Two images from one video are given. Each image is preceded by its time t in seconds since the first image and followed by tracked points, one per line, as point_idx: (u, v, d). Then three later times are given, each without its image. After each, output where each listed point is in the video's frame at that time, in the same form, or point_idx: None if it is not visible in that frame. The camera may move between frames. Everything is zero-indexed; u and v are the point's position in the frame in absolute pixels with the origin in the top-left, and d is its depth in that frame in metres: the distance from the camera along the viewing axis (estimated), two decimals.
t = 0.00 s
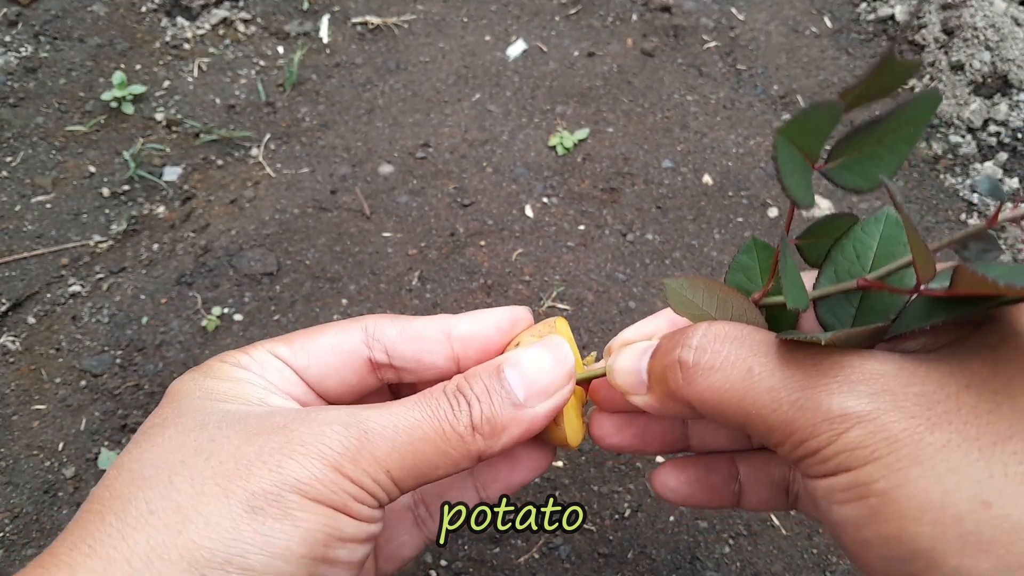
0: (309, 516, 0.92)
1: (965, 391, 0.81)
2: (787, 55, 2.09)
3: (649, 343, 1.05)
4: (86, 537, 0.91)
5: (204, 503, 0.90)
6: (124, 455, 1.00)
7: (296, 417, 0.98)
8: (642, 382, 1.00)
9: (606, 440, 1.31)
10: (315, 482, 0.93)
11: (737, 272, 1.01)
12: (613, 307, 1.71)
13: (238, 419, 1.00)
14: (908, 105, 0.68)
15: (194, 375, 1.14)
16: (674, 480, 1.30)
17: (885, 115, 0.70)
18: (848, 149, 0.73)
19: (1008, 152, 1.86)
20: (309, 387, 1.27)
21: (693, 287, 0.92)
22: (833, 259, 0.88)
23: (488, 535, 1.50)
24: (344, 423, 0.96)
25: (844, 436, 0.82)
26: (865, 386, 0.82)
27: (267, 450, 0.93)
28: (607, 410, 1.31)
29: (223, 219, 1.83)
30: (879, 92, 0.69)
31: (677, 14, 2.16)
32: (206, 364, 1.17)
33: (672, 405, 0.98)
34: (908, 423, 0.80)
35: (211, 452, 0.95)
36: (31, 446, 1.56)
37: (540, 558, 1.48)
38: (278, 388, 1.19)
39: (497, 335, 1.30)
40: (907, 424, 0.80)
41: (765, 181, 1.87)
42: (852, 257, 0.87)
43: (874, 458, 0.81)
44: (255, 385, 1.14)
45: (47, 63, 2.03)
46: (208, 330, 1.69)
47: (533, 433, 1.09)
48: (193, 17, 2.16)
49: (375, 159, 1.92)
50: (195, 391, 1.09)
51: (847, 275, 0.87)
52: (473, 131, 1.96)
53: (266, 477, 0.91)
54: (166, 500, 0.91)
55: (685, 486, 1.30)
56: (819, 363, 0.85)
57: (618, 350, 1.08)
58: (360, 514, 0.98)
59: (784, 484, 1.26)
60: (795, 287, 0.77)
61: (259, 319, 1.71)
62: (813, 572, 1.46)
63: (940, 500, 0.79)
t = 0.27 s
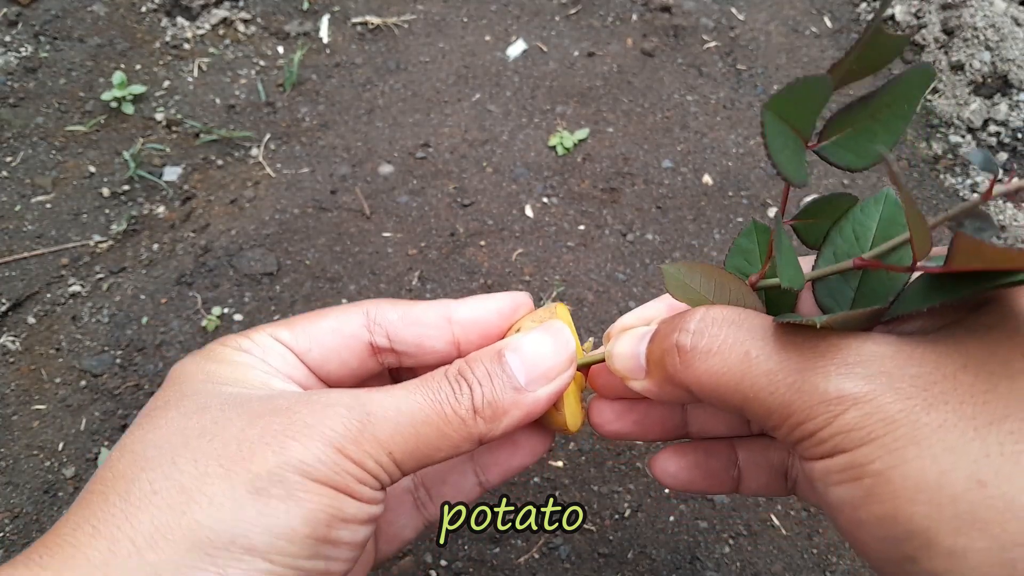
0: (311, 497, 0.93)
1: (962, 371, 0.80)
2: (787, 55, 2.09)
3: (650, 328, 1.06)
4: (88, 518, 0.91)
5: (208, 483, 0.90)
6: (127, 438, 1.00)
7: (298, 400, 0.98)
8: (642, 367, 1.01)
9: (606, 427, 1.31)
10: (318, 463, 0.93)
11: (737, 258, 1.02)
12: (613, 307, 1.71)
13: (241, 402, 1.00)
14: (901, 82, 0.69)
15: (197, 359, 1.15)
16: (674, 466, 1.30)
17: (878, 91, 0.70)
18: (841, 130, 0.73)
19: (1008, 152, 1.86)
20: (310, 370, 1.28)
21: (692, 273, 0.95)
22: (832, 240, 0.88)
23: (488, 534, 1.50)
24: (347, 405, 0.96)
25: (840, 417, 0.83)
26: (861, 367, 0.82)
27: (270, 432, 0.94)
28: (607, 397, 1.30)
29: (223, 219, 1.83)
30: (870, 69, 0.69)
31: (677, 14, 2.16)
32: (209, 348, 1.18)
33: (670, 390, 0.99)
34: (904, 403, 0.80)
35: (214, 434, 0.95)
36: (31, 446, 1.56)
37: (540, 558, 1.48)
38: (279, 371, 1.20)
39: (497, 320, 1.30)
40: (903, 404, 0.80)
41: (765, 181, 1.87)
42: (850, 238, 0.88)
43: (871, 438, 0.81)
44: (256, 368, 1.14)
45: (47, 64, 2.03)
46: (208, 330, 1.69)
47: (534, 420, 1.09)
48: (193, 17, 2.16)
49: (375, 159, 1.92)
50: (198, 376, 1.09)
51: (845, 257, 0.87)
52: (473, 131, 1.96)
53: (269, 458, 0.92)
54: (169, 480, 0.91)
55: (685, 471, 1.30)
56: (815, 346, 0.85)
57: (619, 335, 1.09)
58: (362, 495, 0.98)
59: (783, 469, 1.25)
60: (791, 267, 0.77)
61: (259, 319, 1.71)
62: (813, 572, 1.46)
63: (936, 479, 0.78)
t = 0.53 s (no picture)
0: (312, 488, 0.93)
1: (946, 352, 0.81)
2: (787, 55, 2.09)
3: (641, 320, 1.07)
4: (92, 508, 0.91)
5: (211, 475, 0.91)
6: (131, 431, 1.00)
7: (299, 393, 0.99)
8: (633, 358, 1.03)
9: (601, 418, 1.32)
10: (319, 454, 0.94)
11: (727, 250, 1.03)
12: (613, 307, 1.72)
13: (243, 395, 1.01)
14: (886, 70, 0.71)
15: (197, 352, 1.15)
16: (668, 452, 1.31)
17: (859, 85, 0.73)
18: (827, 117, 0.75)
19: (1008, 152, 1.87)
20: (310, 364, 1.28)
21: (679, 265, 0.93)
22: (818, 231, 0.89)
23: (488, 534, 1.51)
24: (348, 397, 0.97)
25: (826, 401, 0.84)
26: (846, 352, 0.84)
27: (272, 424, 0.95)
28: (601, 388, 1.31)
29: (223, 219, 1.83)
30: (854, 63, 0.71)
31: (677, 14, 2.16)
32: (208, 341, 1.18)
33: (662, 379, 1.01)
34: (888, 386, 0.81)
35: (216, 426, 0.96)
36: (31, 446, 1.56)
37: (540, 558, 1.48)
38: (279, 364, 1.20)
39: (494, 315, 1.31)
40: (887, 386, 0.81)
41: (765, 181, 1.88)
42: (834, 228, 0.89)
43: (856, 420, 0.82)
44: (256, 362, 1.14)
45: (47, 64, 2.03)
46: (208, 330, 1.70)
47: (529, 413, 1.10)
48: (193, 17, 2.16)
49: (375, 160, 1.92)
50: (198, 368, 1.09)
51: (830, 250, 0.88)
52: (473, 131, 1.96)
53: (270, 449, 0.93)
54: (172, 472, 0.92)
55: (679, 458, 1.31)
56: (801, 333, 0.86)
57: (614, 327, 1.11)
58: (362, 487, 0.99)
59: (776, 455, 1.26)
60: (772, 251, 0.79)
61: (259, 319, 1.71)
62: (813, 572, 1.46)
63: (920, 460, 0.79)
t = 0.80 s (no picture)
0: (316, 492, 0.93)
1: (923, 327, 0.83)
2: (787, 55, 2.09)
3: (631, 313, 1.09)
4: (99, 518, 0.92)
5: (215, 481, 0.91)
6: (137, 443, 1.01)
7: (299, 401, 0.99)
8: (623, 348, 1.05)
9: (597, 411, 1.32)
10: (321, 460, 0.94)
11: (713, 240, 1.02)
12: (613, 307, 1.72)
13: (244, 405, 1.01)
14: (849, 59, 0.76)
15: (199, 367, 1.15)
16: (665, 440, 1.32)
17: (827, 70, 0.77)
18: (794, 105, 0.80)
19: (1008, 152, 1.87)
20: (311, 373, 1.28)
21: (665, 257, 0.90)
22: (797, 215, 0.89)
23: (488, 535, 1.51)
24: (347, 403, 0.97)
25: (809, 381, 0.86)
26: (828, 332, 0.85)
27: (273, 431, 0.95)
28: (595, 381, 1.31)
29: (223, 220, 1.83)
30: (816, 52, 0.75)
31: (677, 14, 2.16)
32: (210, 356, 1.17)
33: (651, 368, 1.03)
34: (870, 364, 0.83)
35: (219, 434, 0.96)
36: (31, 446, 1.56)
37: (540, 558, 1.48)
38: (280, 375, 1.20)
39: (491, 319, 1.31)
40: (867, 364, 0.83)
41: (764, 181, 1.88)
42: (816, 211, 0.88)
43: (839, 398, 0.85)
44: (258, 375, 1.14)
45: (47, 64, 2.04)
46: (208, 329, 1.70)
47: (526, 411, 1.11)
48: (193, 17, 2.16)
49: (375, 160, 1.92)
50: (201, 382, 1.09)
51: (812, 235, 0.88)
52: (473, 131, 1.96)
53: (273, 455, 0.92)
54: (177, 479, 0.92)
55: (676, 445, 1.32)
56: (782, 316, 0.88)
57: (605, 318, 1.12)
58: (366, 490, 0.99)
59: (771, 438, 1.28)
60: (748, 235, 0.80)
61: (259, 318, 1.71)
62: (813, 572, 1.46)
63: (902, 433, 0.82)
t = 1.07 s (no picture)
0: (319, 473, 0.94)
1: (894, 286, 0.83)
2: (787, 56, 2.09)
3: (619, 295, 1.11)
4: (109, 504, 0.92)
5: (221, 465, 0.92)
6: (145, 434, 1.02)
7: (301, 388, 1.01)
8: (612, 329, 1.07)
9: (590, 396, 1.33)
10: (323, 442, 0.95)
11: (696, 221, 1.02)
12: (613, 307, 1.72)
13: (249, 396, 1.03)
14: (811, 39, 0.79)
15: (202, 364, 1.16)
16: (658, 421, 1.36)
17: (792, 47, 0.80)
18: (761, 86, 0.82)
19: (1007, 152, 1.87)
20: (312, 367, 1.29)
21: (648, 238, 0.93)
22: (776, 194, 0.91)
23: (488, 534, 1.51)
24: (346, 389, 0.99)
25: (788, 347, 0.86)
26: (804, 298, 0.85)
27: (277, 417, 0.96)
28: (587, 366, 1.31)
29: (223, 220, 1.83)
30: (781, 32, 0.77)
31: (677, 14, 2.16)
32: (212, 353, 1.18)
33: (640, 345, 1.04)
34: (844, 325, 0.83)
35: (224, 422, 0.97)
36: (31, 446, 1.56)
37: (540, 558, 1.48)
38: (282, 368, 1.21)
39: (485, 310, 1.31)
40: (842, 326, 0.83)
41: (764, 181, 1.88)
42: (793, 189, 0.88)
43: (816, 362, 0.85)
44: (258, 368, 1.15)
45: (47, 64, 2.03)
46: (208, 330, 1.70)
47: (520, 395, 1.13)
48: (193, 17, 2.16)
49: (375, 160, 1.92)
50: (205, 377, 1.11)
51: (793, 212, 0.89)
52: (473, 131, 1.96)
53: (276, 439, 0.94)
54: (184, 464, 0.93)
55: (669, 425, 1.36)
56: (760, 286, 0.88)
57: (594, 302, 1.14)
58: (368, 473, 1.00)
59: (756, 413, 1.35)
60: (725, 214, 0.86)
61: (259, 319, 1.71)
62: (813, 572, 1.46)
63: (878, 392, 0.82)
